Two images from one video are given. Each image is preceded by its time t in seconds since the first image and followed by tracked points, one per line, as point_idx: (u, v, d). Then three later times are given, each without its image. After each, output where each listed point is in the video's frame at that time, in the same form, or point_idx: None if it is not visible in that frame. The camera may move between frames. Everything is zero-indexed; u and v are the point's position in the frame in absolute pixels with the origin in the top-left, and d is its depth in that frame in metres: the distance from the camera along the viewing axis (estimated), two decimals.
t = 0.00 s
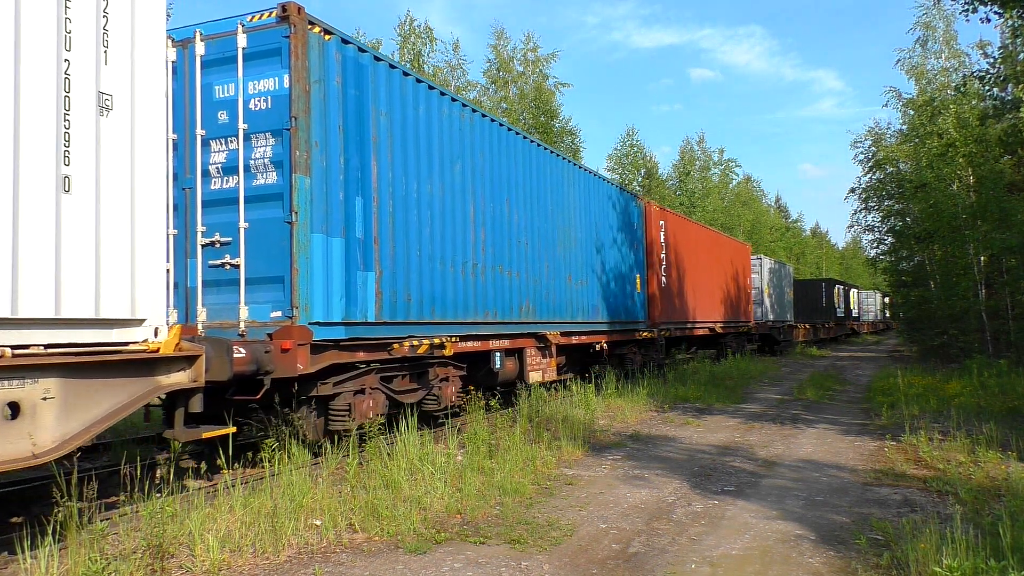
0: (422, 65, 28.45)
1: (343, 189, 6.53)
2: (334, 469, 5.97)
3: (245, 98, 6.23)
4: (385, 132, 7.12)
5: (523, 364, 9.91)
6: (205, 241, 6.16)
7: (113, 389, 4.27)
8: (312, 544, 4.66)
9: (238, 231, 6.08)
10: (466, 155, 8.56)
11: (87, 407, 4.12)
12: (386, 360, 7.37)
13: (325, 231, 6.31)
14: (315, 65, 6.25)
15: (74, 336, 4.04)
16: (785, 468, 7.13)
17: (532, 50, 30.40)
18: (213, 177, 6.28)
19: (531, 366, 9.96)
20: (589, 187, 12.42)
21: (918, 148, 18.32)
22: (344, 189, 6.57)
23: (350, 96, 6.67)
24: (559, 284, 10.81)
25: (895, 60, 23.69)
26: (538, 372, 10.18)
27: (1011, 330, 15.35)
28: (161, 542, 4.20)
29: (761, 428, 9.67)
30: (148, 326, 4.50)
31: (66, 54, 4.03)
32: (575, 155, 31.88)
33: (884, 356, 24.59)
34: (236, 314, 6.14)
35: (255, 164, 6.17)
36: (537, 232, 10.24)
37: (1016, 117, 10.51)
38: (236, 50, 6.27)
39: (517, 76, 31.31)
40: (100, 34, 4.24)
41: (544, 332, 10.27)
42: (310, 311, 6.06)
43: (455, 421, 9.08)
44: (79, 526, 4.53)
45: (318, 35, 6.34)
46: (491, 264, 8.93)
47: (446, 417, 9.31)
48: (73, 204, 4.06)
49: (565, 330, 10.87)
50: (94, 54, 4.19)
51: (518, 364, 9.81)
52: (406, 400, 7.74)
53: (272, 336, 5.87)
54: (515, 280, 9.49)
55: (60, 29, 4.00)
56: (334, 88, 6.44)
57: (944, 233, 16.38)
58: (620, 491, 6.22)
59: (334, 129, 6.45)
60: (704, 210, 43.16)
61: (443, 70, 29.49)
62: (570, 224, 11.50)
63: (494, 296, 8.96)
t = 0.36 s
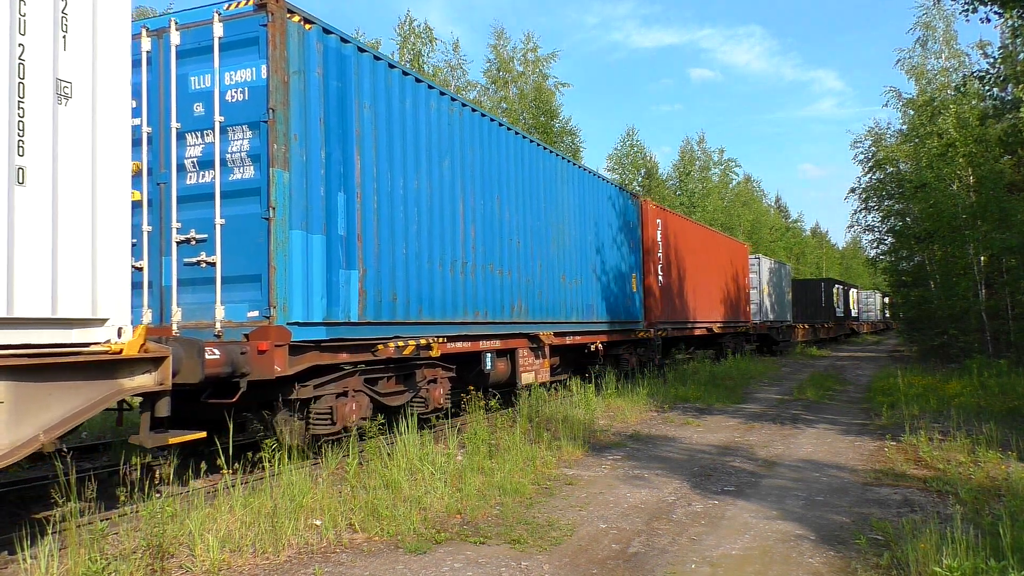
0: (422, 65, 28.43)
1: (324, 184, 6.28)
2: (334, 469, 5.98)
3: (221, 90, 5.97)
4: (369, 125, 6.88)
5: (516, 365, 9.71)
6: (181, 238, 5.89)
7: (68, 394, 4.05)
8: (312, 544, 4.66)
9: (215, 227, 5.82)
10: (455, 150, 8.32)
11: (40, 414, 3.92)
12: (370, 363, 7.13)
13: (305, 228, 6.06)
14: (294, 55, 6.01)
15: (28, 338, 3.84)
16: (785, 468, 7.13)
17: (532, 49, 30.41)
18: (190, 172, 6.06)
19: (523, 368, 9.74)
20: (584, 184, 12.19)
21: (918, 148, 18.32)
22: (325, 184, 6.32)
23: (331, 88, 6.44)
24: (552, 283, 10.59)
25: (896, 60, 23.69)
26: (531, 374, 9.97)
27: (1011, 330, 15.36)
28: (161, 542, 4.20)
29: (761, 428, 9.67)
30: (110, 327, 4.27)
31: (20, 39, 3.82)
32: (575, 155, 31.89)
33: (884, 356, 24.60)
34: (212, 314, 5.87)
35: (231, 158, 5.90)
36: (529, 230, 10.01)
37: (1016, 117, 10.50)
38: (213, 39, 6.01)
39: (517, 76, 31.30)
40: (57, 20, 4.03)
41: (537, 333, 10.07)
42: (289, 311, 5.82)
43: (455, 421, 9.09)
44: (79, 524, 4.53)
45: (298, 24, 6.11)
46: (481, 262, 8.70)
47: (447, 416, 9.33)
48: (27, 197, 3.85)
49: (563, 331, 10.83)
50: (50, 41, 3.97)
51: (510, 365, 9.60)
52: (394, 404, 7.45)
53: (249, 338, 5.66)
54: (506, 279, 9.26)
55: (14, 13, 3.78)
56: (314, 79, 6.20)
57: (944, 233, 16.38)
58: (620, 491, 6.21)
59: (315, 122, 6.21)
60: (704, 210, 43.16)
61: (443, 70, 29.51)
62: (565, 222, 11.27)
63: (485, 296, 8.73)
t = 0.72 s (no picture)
0: (422, 66, 28.42)
1: (303, 179, 6.02)
2: (334, 469, 5.98)
3: (195, 80, 5.72)
4: (351, 119, 6.64)
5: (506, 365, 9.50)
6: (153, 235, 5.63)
7: (20, 399, 3.74)
8: (312, 544, 4.66)
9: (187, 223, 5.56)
10: (443, 146, 8.08)
11: None
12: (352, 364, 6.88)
13: (283, 224, 5.80)
14: (271, 44, 5.74)
15: None
16: (785, 468, 7.13)
17: (532, 49, 30.40)
18: (162, 166, 5.78)
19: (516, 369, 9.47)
20: (578, 182, 11.96)
21: (918, 148, 18.32)
22: (305, 178, 6.06)
23: (311, 79, 6.17)
24: (545, 282, 10.35)
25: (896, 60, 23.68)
26: (522, 376, 9.67)
27: (1011, 330, 15.37)
28: (161, 542, 4.20)
29: (761, 428, 9.67)
30: (67, 326, 4.02)
31: None
32: (575, 155, 31.91)
33: (884, 356, 24.60)
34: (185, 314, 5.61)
35: (205, 151, 5.63)
36: (521, 227, 9.79)
37: (1016, 117, 10.49)
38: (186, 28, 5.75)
39: (517, 76, 31.30)
40: None
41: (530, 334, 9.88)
42: (266, 311, 5.55)
43: (454, 421, 9.10)
44: (77, 525, 4.55)
45: (276, 12, 5.84)
46: (471, 261, 8.46)
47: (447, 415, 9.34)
48: None
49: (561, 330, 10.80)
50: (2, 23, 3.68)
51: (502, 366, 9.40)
52: (376, 406, 7.26)
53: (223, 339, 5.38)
54: (497, 278, 9.02)
55: None
56: (293, 70, 5.94)
57: (944, 233, 16.39)
58: (620, 491, 6.22)
59: (293, 115, 5.94)
60: (704, 210, 43.15)
61: (443, 69, 29.55)
62: (558, 220, 11.05)
63: (475, 295, 8.49)
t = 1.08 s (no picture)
0: (421, 66, 28.40)
1: (280, 173, 5.80)
2: (334, 469, 5.97)
3: (167, 70, 5.52)
4: (333, 111, 6.43)
5: (498, 366, 9.37)
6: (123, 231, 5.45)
7: None
8: (312, 545, 4.66)
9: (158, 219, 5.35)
10: (430, 140, 7.88)
11: None
12: (335, 365, 6.63)
13: (259, 220, 5.57)
14: (246, 33, 5.52)
15: None
16: (785, 468, 7.13)
17: (532, 49, 30.38)
18: (133, 159, 5.58)
19: (507, 371, 9.34)
20: (572, 179, 11.75)
21: (918, 148, 18.32)
22: (283, 172, 5.84)
23: (289, 69, 5.95)
24: (538, 281, 10.15)
25: (896, 60, 23.68)
26: (514, 376, 9.55)
27: (1011, 330, 15.38)
28: (161, 542, 4.20)
29: (761, 428, 9.68)
30: (18, 327, 3.94)
31: None
32: (575, 155, 31.92)
33: (884, 356, 24.61)
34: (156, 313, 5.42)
35: (177, 144, 5.44)
36: (513, 224, 9.61)
37: (1016, 117, 10.48)
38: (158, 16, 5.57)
39: (517, 76, 31.31)
40: None
41: (523, 335, 9.70)
42: (240, 311, 5.33)
43: (455, 421, 9.10)
44: (77, 525, 4.56)
45: None
46: (459, 259, 8.25)
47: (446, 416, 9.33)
48: None
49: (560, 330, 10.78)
50: None
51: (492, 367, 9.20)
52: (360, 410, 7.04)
53: (195, 340, 5.14)
54: (487, 277, 8.81)
55: None
56: (270, 59, 5.72)
57: (944, 233, 16.39)
58: (620, 491, 6.22)
59: (270, 106, 5.72)
60: (704, 210, 43.15)
61: (443, 69, 29.58)
62: (552, 218, 10.85)
63: (464, 294, 8.29)
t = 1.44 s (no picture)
0: (421, 65, 28.39)
1: (256, 167, 5.49)
2: (334, 469, 5.96)
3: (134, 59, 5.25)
4: (314, 103, 6.12)
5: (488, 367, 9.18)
6: (88, 227, 5.16)
7: None
8: (312, 545, 4.66)
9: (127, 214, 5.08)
10: (416, 135, 7.58)
11: None
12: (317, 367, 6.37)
13: (234, 216, 5.27)
14: (219, 19, 5.22)
15: None
16: (785, 468, 7.13)
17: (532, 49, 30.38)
18: (100, 152, 5.32)
19: (497, 372, 9.15)
20: (566, 176, 11.48)
21: (918, 148, 18.31)
22: (258, 167, 5.54)
23: (266, 59, 5.65)
24: (531, 281, 9.88)
25: (896, 60, 23.67)
26: (506, 378, 9.35)
27: (1011, 330, 15.39)
28: (161, 542, 4.20)
29: (761, 428, 9.67)
30: None
31: None
32: (575, 155, 31.93)
33: (883, 356, 24.61)
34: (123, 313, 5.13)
35: (145, 136, 5.17)
36: (505, 222, 9.36)
37: (1016, 117, 10.48)
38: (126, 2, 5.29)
39: (517, 76, 31.31)
40: None
41: (514, 335, 9.42)
42: (212, 312, 5.04)
43: (455, 421, 9.11)
44: (78, 525, 4.56)
45: None
46: (448, 257, 7.96)
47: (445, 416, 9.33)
48: None
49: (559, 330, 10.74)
50: None
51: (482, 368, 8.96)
52: (344, 412, 6.84)
53: (161, 340, 4.86)
54: (477, 276, 8.53)
55: None
56: (245, 47, 5.42)
57: (944, 233, 16.40)
58: (620, 491, 6.22)
59: (245, 97, 5.41)
60: (704, 210, 43.16)
61: (443, 69, 29.59)
62: (545, 215, 10.58)
63: (454, 294, 8.01)
